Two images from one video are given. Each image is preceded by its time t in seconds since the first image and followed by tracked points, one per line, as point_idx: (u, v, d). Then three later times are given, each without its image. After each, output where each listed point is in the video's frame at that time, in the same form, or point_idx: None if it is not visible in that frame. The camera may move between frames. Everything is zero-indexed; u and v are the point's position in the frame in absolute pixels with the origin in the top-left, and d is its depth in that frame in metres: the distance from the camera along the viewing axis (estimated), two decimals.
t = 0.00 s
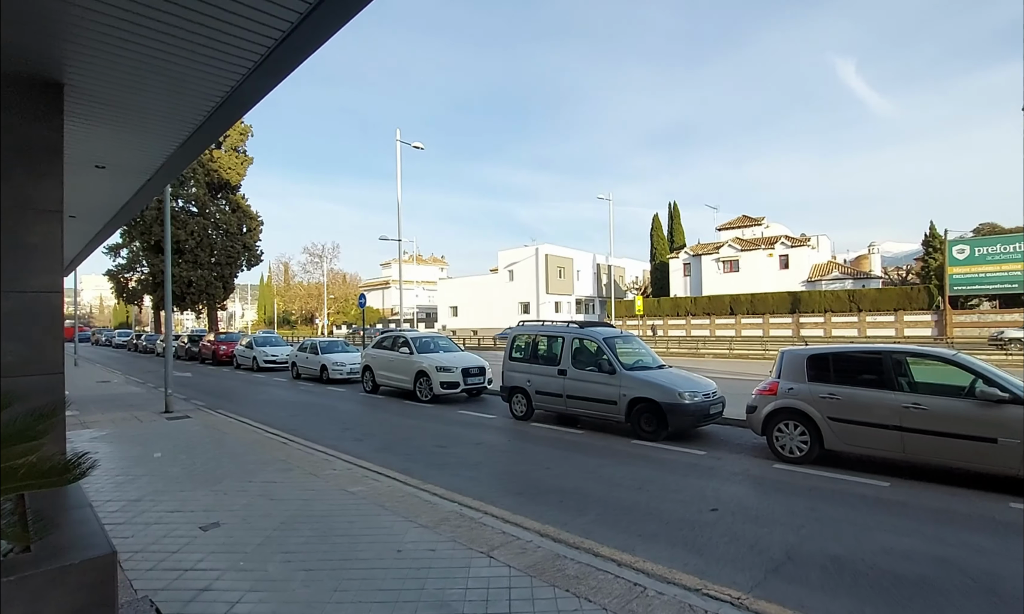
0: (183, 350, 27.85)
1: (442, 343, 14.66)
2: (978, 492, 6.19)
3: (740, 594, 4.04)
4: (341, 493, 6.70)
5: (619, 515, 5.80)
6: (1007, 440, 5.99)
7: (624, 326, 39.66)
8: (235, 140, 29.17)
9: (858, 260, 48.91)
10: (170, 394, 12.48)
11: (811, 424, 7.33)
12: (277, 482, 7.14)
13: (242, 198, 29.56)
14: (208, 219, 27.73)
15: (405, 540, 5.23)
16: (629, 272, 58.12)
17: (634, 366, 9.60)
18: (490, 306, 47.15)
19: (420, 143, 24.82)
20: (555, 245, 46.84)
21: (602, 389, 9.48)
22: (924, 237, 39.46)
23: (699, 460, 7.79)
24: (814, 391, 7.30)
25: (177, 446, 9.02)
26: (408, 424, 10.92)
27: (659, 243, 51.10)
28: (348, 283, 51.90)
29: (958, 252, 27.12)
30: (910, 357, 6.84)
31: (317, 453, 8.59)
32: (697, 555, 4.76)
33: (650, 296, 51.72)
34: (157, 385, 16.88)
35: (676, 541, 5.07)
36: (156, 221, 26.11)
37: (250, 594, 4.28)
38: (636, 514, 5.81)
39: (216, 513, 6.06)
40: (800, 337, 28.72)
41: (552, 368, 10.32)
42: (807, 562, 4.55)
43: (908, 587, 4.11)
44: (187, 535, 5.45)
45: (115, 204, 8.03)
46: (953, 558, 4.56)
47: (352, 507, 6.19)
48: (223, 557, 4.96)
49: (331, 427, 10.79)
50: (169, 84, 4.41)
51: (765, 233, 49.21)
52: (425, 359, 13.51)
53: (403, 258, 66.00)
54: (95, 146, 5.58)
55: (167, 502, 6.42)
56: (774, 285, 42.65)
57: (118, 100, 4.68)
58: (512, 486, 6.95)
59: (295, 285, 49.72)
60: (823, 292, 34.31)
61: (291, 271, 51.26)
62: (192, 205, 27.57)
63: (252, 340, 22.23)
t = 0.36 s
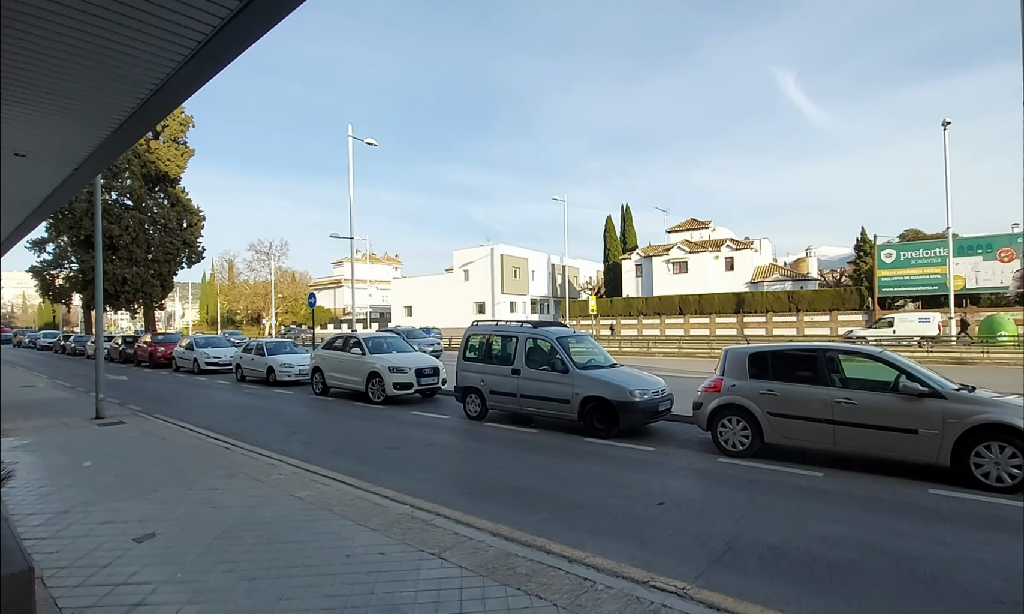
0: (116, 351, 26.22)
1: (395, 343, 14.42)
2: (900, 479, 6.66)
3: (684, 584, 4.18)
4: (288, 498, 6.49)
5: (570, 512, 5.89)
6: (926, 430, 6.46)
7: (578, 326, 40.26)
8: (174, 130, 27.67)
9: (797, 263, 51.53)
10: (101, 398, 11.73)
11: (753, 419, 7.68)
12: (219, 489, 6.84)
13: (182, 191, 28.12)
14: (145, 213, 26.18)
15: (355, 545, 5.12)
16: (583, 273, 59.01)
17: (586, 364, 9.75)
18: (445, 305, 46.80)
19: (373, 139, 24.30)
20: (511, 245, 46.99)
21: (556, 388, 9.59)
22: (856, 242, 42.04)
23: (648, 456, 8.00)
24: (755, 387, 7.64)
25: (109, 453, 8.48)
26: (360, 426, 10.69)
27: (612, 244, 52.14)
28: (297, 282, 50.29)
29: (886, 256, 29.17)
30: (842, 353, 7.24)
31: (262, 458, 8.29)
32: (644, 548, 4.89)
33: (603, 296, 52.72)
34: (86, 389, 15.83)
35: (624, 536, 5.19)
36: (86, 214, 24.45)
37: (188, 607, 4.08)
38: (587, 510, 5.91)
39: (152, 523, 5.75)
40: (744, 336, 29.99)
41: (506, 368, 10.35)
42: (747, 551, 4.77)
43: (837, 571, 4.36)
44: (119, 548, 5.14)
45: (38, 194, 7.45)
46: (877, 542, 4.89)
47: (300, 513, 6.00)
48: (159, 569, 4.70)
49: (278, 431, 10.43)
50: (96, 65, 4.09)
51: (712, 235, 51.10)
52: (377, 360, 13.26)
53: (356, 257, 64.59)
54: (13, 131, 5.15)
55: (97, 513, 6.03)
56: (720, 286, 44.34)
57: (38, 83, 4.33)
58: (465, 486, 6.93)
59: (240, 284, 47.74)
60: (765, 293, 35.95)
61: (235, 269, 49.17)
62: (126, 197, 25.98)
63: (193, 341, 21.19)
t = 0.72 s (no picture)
0: (42, 353, 24.44)
1: (348, 343, 14.09)
2: (833, 469, 7.07)
3: (632, 576, 4.29)
4: (232, 505, 6.24)
5: (523, 510, 5.94)
6: (856, 423, 6.88)
7: (534, 325, 40.58)
8: (108, 118, 26.06)
9: (742, 265, 53.75)
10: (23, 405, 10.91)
11: (699, 415, 7.97)
12: (156, 497, 6.50)
13: (116, 183, 26.56)
14: (74, 206, 24.54)
15: (302, 551, 4.98)
16: (539, 272, 59.50)
17: (540, 364, 9.84)
18: (399, 305, 46.14)
19: (324, 134, 23.66)
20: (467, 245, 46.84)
21: (510, 387, 9.63)
22: (795, 245, 44.27)
23: (600, 453, 8.16)
24: (701, 384, 7.93)
25: (32, 464, 7.90)
26: (309, 429, 10.39)
27: (567, 245, 52.87)
28: (244, 280, 48.35)
29: (824, 258, 30.98)
30: (782, 351, 7.60)
31: (204, 464, 7.93)
32: (594, 543, 4.99)
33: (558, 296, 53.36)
34: (7, 395, 14.68)
35: (576, 531, 5.28)
36: (6, 206, 22.69)
37: None
38: (540, 507, 5.97)
39: (80, 536, 5.40)
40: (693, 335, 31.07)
41: (461, 368, 10.32)
42: (692, 542, 4.94)
43: (774, 557, 4.59)
44: (43, 564, 4.81)
45: None
46: (810, 528, 5.17)
47: (245, 519, 5.79)
48: (88, 585, 4.43)
49: (222, 435, 10.00)
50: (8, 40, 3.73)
51: (663, 237, 52.60)
52: (328, 361, 12.93)
53: (307, 254, 62.73)
54: None
55: (17, 528, 5.62)
56: (670, 286, 45.71)
57: None
58: (418, 487, 6.86)
59: (181, 282, 45.45)
60: (712, 293, 37.31)
61: (176, 266, 46.75)
62: (53, 189, 24.28)
63: (128, 342, 20.02)
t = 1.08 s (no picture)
0: None
1: (285, 345, 13.55)
2: (760, 460, 7.48)
3: (571, 571, 4.37)
4: (155, 516, 5.86)
5: (465, 510, 5.92)
6: (780, 415, 7.32)
7: (480, 325, 40.57)
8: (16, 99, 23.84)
9: (680, 266, 55.98)
10: None
11: (638, 411, 8.23)
12: (68, 512, 6.01)
13: (24, 170, 24.35)
14: None
15: (233, 562, 4.74)
16: (485, 272, 59.55)
17: (484, 363, 9.85)
18: (342, 304, 44.88)
19: (261, 125, 22.65)
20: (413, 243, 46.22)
21: (454, 387, 9.58)
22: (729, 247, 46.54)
23: (543, 451, 8.26)
24: (640, 381, 8.20)
25: None
26: (243, 434, 9.93)
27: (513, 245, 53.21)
28: (172, 278, 45.54)
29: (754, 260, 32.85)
30: (714, 348, 7.99)
31: (124, 474, 7.40)
32: (536, 540, 5.05)
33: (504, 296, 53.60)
34: None
35: (518, 529, 5.32)
36: None
37: None
38: (482, 506, 5.98)
39: None
40: (634, 334, 32.06)
41: (404, 368, 10.17)
42: (629, 534, 5.10)
43: (705, 545, 4.81)
44: None
45: None
46: (738, 516, 5.46)
47: (169, 531, 5.45)
48: None
49: (145, 443, 9.37)
50: None
51: (606, 238, 53.91)
52: (263, 362, 12.38)
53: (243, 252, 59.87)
54: None
55: None
56: (613, 286, 46.94)
57: None
58: (358, 491, 6.71)
59: (101, 279, 42.21)
60: (652, 293, 38.62)
61: (94, 262, 43.33)
62: None
63: (37, 345, 18.39)
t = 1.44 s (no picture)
0: None
1: (211, 347, 12.79)
2: (689, 453, 7.83)
3: (508, 569, 4.40)
4: (59, 534, 5.38)
5: (402, 513, 5.82)
6: (708, 409, 7.69)
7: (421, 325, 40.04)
8: None
9: (619, 266, 57.47)
10: None
11: (576, 409, 8.39)
12: None
13: None
14: None
15: (148, 579, 4.43)
16: (427, 271, 58.82)
17: (423, 363, 9.72)
18: (275, 304, 42.96)
19: (186, 113, 21.32)
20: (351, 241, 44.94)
21: (392, 388, 9.40)
22: (664, 249, 48.39)
23: (482, 450, 8.26)
24: (578, 379, 8.38)
25: None
26: (162, 442, 9.29)
27: (456, 244, 52.87)
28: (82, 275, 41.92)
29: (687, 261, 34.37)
30: (648, 347, 8.28)
31: (23, 489, 6.74)
32: (473, 539, 5.04)
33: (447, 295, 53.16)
34: None
35: (455, 530, 5.29)
36: None
37: None
38: (420, 508, 5.90)
39: None
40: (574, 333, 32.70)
41: (340, 369, 9.87)
42: (565, 529, 5.19)
43: (637, 537, 4.97)
44: None
45: None
46: (668, 508, 5.68)
47: (76, 549, 5.02)
48: None
49: (47, 455, 8.57)
50: None
51: (547, 239, 54.66)
52: (185, 365, 11.63)
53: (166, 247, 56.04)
54: None
55: None
56: (554, 286, 47.65)
57: None
58: (289, 498, 6.44)
59: None
60: (592, 293, 39.54)
61: None
62: None
63: None
